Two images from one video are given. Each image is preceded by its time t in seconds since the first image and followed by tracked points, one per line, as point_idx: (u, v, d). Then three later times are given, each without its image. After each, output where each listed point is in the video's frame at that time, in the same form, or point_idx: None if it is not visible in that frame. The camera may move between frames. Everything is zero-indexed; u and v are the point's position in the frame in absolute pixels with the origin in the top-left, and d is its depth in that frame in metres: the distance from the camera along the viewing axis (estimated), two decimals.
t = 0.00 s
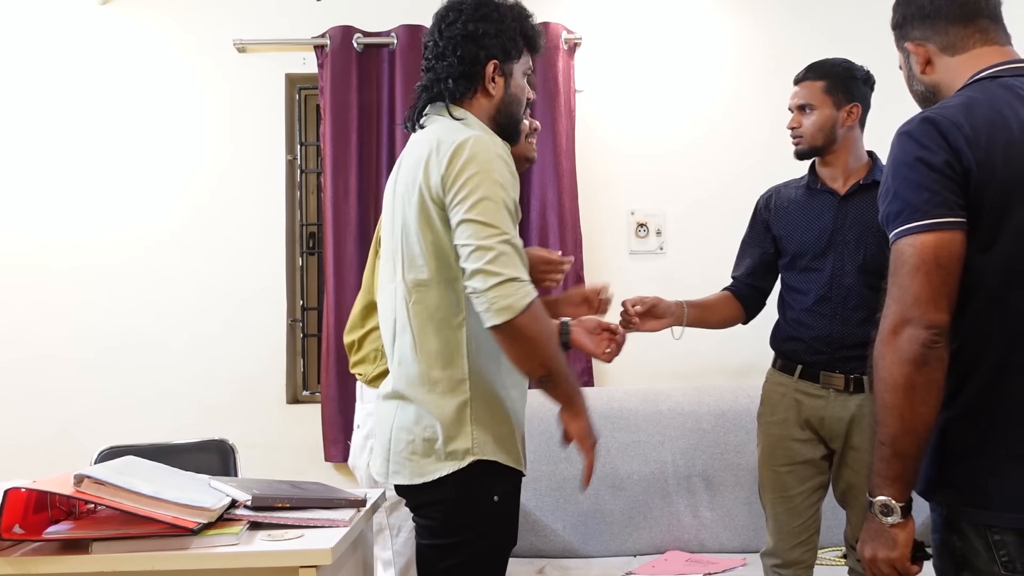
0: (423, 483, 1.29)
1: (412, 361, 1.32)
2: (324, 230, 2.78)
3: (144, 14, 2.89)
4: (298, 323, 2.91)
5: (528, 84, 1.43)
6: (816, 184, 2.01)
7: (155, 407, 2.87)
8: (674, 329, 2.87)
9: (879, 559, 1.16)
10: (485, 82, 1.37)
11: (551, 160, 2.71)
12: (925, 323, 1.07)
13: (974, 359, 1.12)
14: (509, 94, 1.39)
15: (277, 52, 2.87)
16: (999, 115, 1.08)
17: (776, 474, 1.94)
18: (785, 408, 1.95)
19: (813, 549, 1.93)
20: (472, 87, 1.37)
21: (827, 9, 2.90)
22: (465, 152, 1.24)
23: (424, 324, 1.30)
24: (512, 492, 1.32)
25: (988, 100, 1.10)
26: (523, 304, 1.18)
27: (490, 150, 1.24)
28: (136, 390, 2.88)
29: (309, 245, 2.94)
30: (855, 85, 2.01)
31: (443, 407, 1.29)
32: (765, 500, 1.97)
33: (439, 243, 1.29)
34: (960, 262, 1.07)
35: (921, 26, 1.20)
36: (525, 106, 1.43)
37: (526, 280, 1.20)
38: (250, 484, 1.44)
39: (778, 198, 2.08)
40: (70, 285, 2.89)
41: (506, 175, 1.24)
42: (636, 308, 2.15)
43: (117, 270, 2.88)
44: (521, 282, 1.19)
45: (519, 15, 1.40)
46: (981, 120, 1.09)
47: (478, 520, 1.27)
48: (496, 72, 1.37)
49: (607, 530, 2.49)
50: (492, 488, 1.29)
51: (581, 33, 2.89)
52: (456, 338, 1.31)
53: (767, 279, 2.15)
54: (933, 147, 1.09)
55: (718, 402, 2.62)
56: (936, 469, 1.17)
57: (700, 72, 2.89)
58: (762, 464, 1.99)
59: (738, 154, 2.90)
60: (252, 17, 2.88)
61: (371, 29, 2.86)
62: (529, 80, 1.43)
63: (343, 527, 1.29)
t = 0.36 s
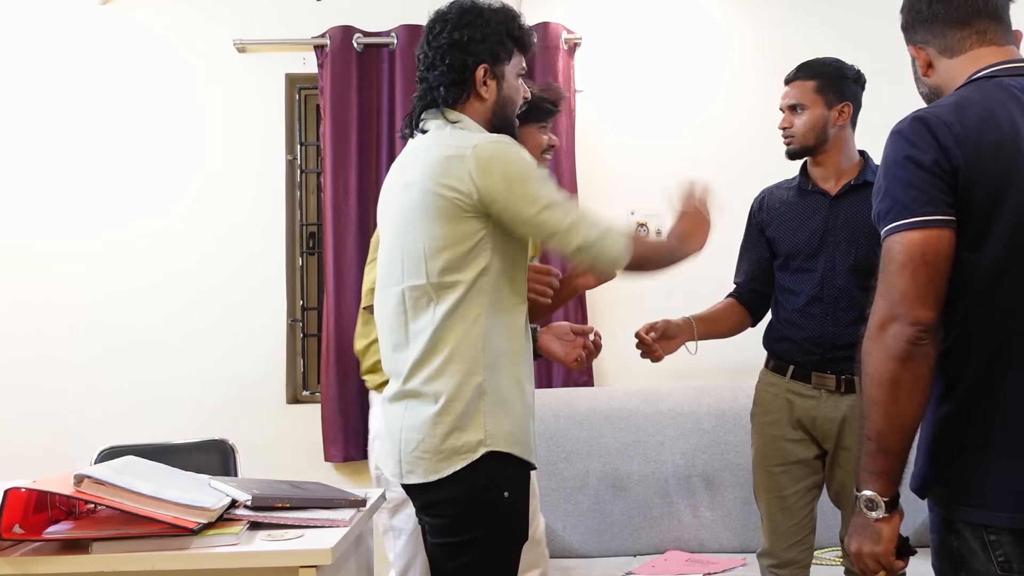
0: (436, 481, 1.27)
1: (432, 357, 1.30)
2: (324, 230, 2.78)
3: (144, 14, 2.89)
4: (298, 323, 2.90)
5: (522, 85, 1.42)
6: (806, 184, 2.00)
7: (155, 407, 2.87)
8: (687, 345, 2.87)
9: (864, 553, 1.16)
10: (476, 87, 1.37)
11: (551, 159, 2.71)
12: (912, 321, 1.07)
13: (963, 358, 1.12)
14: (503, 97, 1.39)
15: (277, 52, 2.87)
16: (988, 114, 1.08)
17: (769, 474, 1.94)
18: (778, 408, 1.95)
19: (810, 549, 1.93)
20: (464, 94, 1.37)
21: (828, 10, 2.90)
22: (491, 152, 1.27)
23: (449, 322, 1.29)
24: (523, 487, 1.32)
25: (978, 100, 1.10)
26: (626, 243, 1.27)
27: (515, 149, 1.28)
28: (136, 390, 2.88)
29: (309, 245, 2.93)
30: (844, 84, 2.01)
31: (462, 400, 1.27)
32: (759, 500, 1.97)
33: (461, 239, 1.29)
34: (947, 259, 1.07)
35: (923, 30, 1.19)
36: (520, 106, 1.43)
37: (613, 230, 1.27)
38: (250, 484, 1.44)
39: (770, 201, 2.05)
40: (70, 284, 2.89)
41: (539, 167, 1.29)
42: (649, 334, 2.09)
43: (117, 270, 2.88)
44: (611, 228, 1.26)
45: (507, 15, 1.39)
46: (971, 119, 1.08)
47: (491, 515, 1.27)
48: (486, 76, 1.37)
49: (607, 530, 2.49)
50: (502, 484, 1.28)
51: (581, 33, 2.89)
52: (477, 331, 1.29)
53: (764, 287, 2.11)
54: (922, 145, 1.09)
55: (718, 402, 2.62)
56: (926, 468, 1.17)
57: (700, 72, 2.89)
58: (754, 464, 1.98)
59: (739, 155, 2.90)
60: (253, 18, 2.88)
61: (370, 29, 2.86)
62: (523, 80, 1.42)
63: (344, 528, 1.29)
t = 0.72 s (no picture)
0: (440, 474, 1.27)
1: (438, 352, 1.29)
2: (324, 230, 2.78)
3: (144, 14, 2.89)
4: (298, 323, 2.91)
5: (508, 85, 1.40)
6: (801, 185, 2.00)
7: (155, 407, 2.87)
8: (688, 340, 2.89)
9: (863, 551, 1.16)
10: (456, 89, 1.38)
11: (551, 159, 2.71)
12: (909, 320, 1.07)
13: (961, 358, 1.12)
14: (485, 98, 1.39)
15: (278, 52, 2.87)
16: (987, 114, 1.08)
17: (766, 474, 1.94)
18: (773, 408, 1.95)
19: (808, 549, 1.92)
20: (447, 97, 1.39)
21: (828, 10, 2.90)
22: (493, 150, 1.27)
23: (458, 318, 1.28)
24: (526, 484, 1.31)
25: (977, 100, 1.10)
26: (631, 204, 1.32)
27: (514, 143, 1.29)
28: (135, 389, 2.88)
29: (309, 245, 2.94)
30: (837, 85, 2.01)
31: (469, 394, 1.27)
32: (757, 500, 1.97)
33: (468, 236, 1.28)
34: (945, 258, 1.07)
35: (927, 29, 1.19)
36: (508, 108, 1.41)
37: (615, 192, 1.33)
38: (250, 484, 1.44)
39: (765, 202, 2.06)
40: (70, 284, 2.89)
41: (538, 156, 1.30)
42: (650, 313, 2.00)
43: (117, 269, 2.89)
44: (617, 195, 1.32)
45: (487, 19, 1.38)
46: (970, 119, 1.08)
47: (494, 511, 1.27)
48: (466, 78, 1.37)
49: (607, 529, 2.49)
50: (506, 479, 1.28)
51: (581, 33, 2.89)
52: (482, 325, 1.28)
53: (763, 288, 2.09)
54: (921, 145, 1.09)
55: (718, 402, 2.62)
56: (926, 468, 1.16)
57: (699, 73, 2.89)
58: (751, 464, 1.99)
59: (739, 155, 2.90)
60: (253, 18, 2.88)
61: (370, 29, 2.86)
62: (511, 81, 1.41)
63: (343, 527, 1.29)
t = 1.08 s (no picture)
0: (424, 471, 1.29)
1: (419, 350, 1.32)
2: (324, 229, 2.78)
3: (144, 14, 2.89)
4: (298, 323, 2.91)
5: (497, 89, 1.40)
6: (798, 185, 2.00)
7: (155, 407, 2.87)
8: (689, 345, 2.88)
9: (861, 546, 1.17)
10: (444, 96, 1.38)
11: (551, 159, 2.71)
12: (908, 319, 1.07)
13: (960, 358, 1.12)
14: (474, 104, 1.39)
15: (278, 52, 2.87)
16: (990, 114, 1.08)
17: (764, 474, 1.94)
18: (771, 408, 1.95)
19: (808, 548, 1.92)
20: (436, 104, 1.40)
21: (828, 10, 2.90)
22: (468, 149, 1.28)
23: (438, 317, 1.30)
24: (513, 481, 1.30)
25: (980, 100, 1.10)
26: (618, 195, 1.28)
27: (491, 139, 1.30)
28: (135, 389, 2.88)
29: (309, 245, 2.94)
30: (842, 87, 2.00)
31: (448, 392, 1.29)
32: (755, 499, 1.98)
33: (448, 234, 1.30)
34: (945, 259, 1.07)
35: (950, 13, 1.17)
36: (498, 111, 1.42)
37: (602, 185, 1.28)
38: (251, 485, 1.44)
39: (762, 203, 2.06)
40: (70, 284, 2.89)
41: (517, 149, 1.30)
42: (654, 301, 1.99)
43: (117, 270, 2.88)
44: (601, 185, 1.27)
45: (474, 24, 1.38)
46: (973, 119, 1.08)
47: (479, 510, 1.26)
48: (454, 84, 1.38)
49: (606, 529, 2.49)
50: (490, 478, 1.28)
51: (581, 33, 2.89)
52: (461, 323, 1.30)
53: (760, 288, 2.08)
54: (923, 145, 1.09)
55: (717, 402, 2.62)
56: (926, 467, 1.17)
57: (699, 73, 2.89)
58: (750, 464, 1.99)
59: (739, 155, 2.90)
60: (253, 18, 2.88)
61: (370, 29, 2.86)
62: (501, 83, 1.41)
63: (343, 527, 1.29)
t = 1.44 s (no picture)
0: (411, 475, 1.31)
1: (400, 357, 1.35)
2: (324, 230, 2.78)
3: (144, 14, 2.89)
4: (298, 323, 2.91)
5: (491, 93, 1.40)
6: (798, 184, 2.00)
7: (154, 407, 2.87)
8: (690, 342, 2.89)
9: (866, 549, 1.17)
10: (437, 99, 1.39)
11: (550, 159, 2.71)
12: (911, 321, 1.07)
13: (963, 359, 1.12)
14: (467, 107, 1.39)
15: (277, 52, 2.87)
16: (990, 115, 1.08)
17: (766, 474, 1.94)
18: (773, 408, 1.94)
19: (808, 548, 1.92)
20: (429, 108, 1.40)
21: (828, 11, 2.90)
22: (442, 159, 1.28)
23: (416, 323, 1.33)
24: (502, 478, 1.31)
25: (981, 101, 1.09)
26: (589, 213, 1.27)
27: (469, 147, 1.30)
28: (134, 389, 2.87)
29: (309, 245, 2.94)
30: (856, 90, 2.00)
31: (427, 398, 1.30)
32: (757, 500, 1.97)
33: (425, 242, 1.32)
34: (948, 261, 1.07)
35: (949, 12, 1.17)
36: (492, 115, 1.40)
37: (573, 202, 1.27)
38: (251, 485, 1.44)
39: (759, 202, 2.05)
40: (70, 283, 2.89)
41: (494, 158, 1.30)
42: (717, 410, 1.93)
43: (116, 270, 2.88)
44: (571, 205, 1.27)
45: (469, 28, 1.38)
46: (974, 120, 1.08)
47: (471, 508, 1.26)
48: (447, 88, 1.38)
49: (606, 529, 2.49)
50: (479, 474, 1.28)
51: (581, 33, 2.89)
52: (439, 330, 1.31)
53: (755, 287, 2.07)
54: (924, 146, 1.09)
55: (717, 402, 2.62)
56: (929, 467, 1.17)
57: (699, 73, 2.89)
58: (751, 464, 1.99)
59: (739, 155, 2.90)
60: (253, 18, 2.88)
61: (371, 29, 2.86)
62: (496, 88, 1.41)
63: (343, 528, 1.29)
